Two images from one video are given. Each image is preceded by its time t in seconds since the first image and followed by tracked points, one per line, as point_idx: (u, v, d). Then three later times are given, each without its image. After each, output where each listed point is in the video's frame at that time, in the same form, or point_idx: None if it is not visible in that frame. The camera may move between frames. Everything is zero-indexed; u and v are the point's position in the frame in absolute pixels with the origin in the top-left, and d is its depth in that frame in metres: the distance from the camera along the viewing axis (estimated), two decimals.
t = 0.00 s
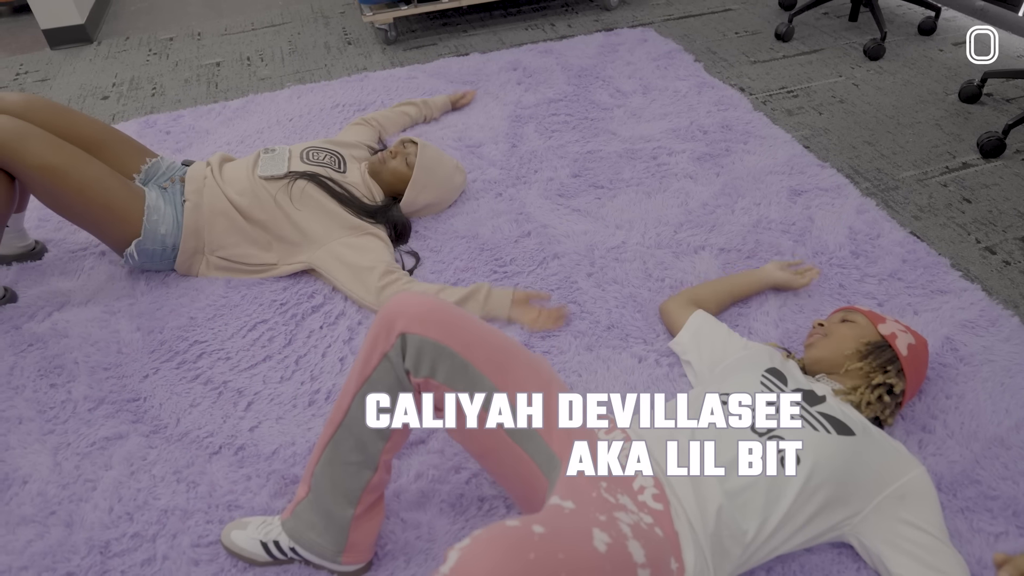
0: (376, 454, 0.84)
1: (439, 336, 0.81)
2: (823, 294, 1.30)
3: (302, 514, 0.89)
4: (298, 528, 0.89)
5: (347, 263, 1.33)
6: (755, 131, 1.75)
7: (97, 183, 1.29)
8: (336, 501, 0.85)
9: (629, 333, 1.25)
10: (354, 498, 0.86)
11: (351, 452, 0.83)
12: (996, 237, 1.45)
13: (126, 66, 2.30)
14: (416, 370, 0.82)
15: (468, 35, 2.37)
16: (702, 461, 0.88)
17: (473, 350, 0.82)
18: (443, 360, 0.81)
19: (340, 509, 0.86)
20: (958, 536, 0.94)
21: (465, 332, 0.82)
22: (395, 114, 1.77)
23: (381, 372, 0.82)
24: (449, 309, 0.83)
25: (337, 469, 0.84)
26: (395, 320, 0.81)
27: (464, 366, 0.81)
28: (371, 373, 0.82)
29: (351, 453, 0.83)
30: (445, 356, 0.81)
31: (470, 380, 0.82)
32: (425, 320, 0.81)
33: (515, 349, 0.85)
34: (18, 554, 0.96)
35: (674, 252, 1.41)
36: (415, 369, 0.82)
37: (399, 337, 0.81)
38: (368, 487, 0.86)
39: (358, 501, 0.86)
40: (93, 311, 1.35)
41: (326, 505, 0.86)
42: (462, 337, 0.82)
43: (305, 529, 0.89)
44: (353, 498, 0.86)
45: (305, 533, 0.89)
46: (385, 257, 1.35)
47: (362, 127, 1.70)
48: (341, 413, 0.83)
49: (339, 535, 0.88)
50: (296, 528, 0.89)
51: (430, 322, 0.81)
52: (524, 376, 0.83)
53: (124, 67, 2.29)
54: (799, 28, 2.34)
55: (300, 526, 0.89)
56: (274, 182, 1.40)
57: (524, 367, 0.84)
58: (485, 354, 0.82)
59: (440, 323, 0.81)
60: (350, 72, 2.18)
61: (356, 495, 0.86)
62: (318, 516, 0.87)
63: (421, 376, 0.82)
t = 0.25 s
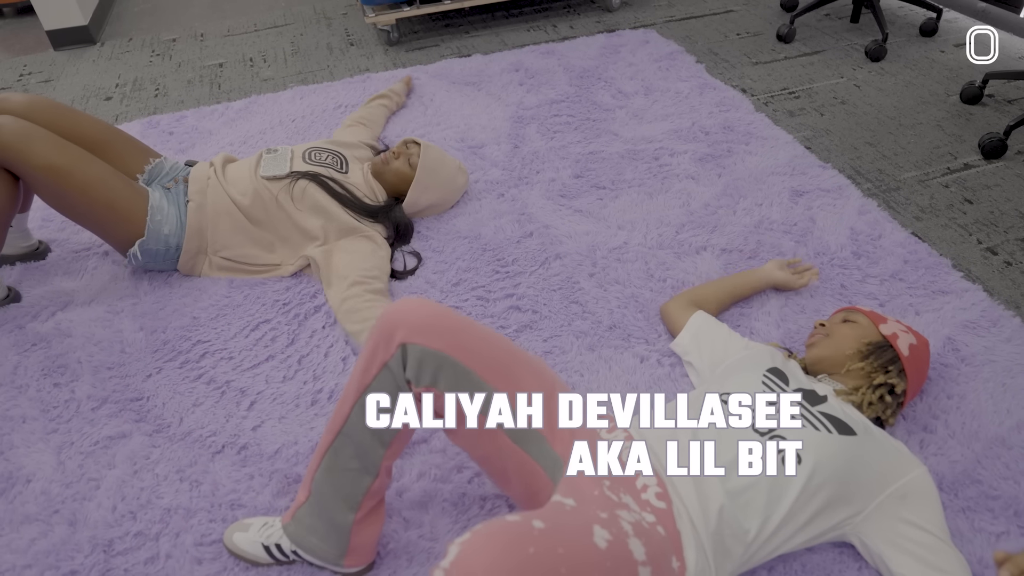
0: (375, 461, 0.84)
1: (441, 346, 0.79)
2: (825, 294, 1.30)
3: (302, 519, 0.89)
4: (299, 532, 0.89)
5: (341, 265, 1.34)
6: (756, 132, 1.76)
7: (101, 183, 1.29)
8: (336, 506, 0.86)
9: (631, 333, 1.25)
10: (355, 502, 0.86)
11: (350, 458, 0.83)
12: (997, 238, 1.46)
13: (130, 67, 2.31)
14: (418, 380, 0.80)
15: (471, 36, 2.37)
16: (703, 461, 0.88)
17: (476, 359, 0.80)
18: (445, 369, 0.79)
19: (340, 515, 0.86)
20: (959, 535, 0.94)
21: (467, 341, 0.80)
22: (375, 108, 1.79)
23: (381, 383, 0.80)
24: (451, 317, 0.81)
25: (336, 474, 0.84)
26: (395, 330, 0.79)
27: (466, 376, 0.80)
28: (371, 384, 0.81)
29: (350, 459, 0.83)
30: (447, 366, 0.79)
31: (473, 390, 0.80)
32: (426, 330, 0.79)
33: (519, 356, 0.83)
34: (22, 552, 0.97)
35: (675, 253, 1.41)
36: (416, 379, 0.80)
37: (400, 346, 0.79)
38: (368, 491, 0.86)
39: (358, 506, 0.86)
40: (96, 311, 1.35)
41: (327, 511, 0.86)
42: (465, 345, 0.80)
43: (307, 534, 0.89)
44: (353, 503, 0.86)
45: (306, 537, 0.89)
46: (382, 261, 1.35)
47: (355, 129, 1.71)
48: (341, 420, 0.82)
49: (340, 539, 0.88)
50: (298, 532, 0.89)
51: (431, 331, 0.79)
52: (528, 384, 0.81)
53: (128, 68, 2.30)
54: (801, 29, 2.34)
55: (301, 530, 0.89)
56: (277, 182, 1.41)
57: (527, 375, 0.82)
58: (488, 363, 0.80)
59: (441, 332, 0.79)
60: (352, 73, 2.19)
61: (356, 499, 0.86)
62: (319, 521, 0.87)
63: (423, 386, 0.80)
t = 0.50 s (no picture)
0: (376, 466, 0.83)
1: (442, 353, 0.79)
2: (827, 294, 1.30)
3: (303, 522, 0.89)
4: (302, 535, 0.89)
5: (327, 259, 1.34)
6: (758, 132, 1.76)
7: (104, 183, 1.30)
8: (338, 510, 0.86)
9: (633, 332, 1.25)
10: (357, 505, 0.86)
11: (351, 463, 0.83)
12: (998, 238, 1.46)
13: (132, 68, 2.31)
14: (420, 387, 0.80)
15: (472, 37, 2.38)
16: (703, 461, 0.88)
17: (478, 364, 0.79)
18: (448, 376, 0.79)
19: (341, 518, 0.86)
20: (960, 533, 0.94)
21: (468, 346, 0.80)
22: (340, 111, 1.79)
23: (382, 389, 0.80)
24: (451, 323, 0.81)
25: (337, 480, 0.84)
26: (395, 337, 0.79)
27: (469, 383, 0.79)
28: (371, 390, 0.80)
29: (350, 464, 0.83)
30: (449, 373, 0.79)
31: (477, 395, 0.79)
32: (426, 337, 0.79)
33: (521, 360, 0.83)
34: (26, 550, 0.97)
35: (677, 252, 1.41)
36: (418, 387, 0.80)
37: (401, 355, 0.79)
38: (369, 496, 0.86)
39: (360, 508, 0.86)
40: (99, 311, 1.36)
41: (328, 514, 0.86)
42: (467, 351, 0.80)
43: (309, 536, 0.89)
44: (353, 507, 0.86)
45: (308, 540, 0.89)
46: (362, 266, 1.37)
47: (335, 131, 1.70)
48: (341, 427, 0.82)
49: (342, 542, 0.88)
50: (300, 535, 0.89)
51: (432, 338, 0.79)
52: (530, 389, 0.81)
53: (130, 69, 2.31)
54: (803, 30, 2.35)
55: (303, 533, 0.89)
56: (277, 182, 1.41)
57: (530, 379, 0.82)
58: (489, 367, 0.80)
59: (442, 339, 0.79)
60: (354, 73, 2.19)
61: (358, 503, 0.86)
62: (321, 524, 0.87)
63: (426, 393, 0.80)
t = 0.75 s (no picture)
0: (378, 468, 0.84)
1: (444, 355, 0.79)
2: (827, 294, 1.31)
3: (305, 522, 0.89)
4: (303, 536, 0.89)
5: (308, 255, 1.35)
6: (759, 133, 1.76)
7: (106, 182, 1.30)
8: (339, 511, 0.86)
9: (634, 332, 1.26)
10: (358, 506, 0.86)
11: (352, 465, 0.83)
12: (998, 239, 1.46)
13: (133, 67, 2.32)
14: (422, 389, 0.80)
15: (473, 37, 2.38)
16: (703, 461, 0.88)
17: (480, 365, 0.80)
18: (449, 377, 0.79)
19: (343, 518, 0.87)
20: (960, 533, 0.94)
21: (470, 348, 0.80)
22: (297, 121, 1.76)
23: (383, 391, 0.80)
24: (452, 325, 0.81)
25: (338, 481, 0.84)
26: (397, 339, 0.79)
27: (471, 384, 0.80)
28: (372, 391, 0.80)
29: (352, 466, 0.83)
30: (451, 375, 0.79)
31: (479, 396, 0.80)
32: (428, 339, 0.79)
33: (521, 360, 0.84)
34: (28, 548, 0.97)
35: (678, 253, 1.42)
36: (420, 389, 0.80)
37: (403, 357, 0.79)
38: (370, 496, 0.86)
39: (361, 509, 0.87)
40: (101, 310, 1.36)
41: (330, 515, 0.86)
42: (468, 352, 0.80)
43: (310, 537, 0.89)
44: (355, 507, 0.86)
45: (310, 541, 0.89)
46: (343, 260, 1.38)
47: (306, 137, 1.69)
48: (342, 428, 0.82)
49: (344, 542, 0.88)
50: (302, 536, 0.90)
51: (433, 340, 0.79)
52: (532, 390, 0.82)
53: (131, 69, 2.31)
54: (803, 31, 2.35)
55: (305, 534, 0.89)
56: (278, 181, 1.41)
57: (532, 380, 0.82)
58: (490, 369, 0.80)
59: (445, 341, 0.80)
60: (355, 73, 2.20)
61: (359, 504, 0.86)
62: (323, 525, 0.87)
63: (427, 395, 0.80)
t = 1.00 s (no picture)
0: (380, 467, 0.84)
1: (447, 355, 0.80)
2: (828, 295, 1.31)
3: (307, 522, 0.89)
4: (305, 536, 0.90)
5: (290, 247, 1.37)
6: (760, 134, 1.76)
7: (109, 182, 1.30)
8: (341, 511, 0.86)
9: (635, 333, 1.26)
10: (360, 506, 0.86)
11: (355, 465, 0.83)
12: (1000, 240, 1.46)
13: (135, 68, 2.32)
14: (424, 389, 0.80)
15: (475, 38, 2.38)
16: (703, 462, 0.88)
17: (482, 365, 0.80)
18: (452, 377, 0.80)
19: (345, 518, 0.87)
20: (961, 534, 0.94)
21: (473, 348, 0.81)
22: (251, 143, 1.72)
23: (385, 392, 0.80)
24: (455, 325, 0.81)
25: (340, 481, 0.84)
26: (400, 340, 0.80)
27: (474, 385, 0.80)
28: (373, 391, 0.80)
29: (354, 466, 0.83)
30: (454, 375, 0.80)
31: (480, 396, 0.80)
32: (430, 339, 0.79)
33: (522, 359, 0.84)
34: (31, 548, 0.97)
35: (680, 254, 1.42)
36: (422, 389, 0.80)
37: (405, 357, 0.79)
38: (372, 496, 0.86)
39: (363, 509, 0.87)
40: (103, 309, 1.37)
41: (332, 514, 0.87)
42: (470, 352, 0.80)
43: (312, 537, 0.89)
44: (358, 507, 0.86)
45: (312, 540, 0.89)
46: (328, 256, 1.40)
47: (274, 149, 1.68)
48: (344, 428, 0.82)
49: (346, 542, 0.89)
50: (304, 536, 0.90)
51: (436, 340, 0.80)
52: (534, 390, 0.82)
53: (133, 69, 2.31)
54: (804, 32, 2.35)
55: (307, 534, 0.90)
56: (279, 181, 1.42)
57: (532, 380, 0.83)
58: (493, 369, 0.81)
59: (447, 341, 0.80)
60: (357, 74, 2.20)
61: (361, 503, 0.86)
62: (325, 525, 0.88)
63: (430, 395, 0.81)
